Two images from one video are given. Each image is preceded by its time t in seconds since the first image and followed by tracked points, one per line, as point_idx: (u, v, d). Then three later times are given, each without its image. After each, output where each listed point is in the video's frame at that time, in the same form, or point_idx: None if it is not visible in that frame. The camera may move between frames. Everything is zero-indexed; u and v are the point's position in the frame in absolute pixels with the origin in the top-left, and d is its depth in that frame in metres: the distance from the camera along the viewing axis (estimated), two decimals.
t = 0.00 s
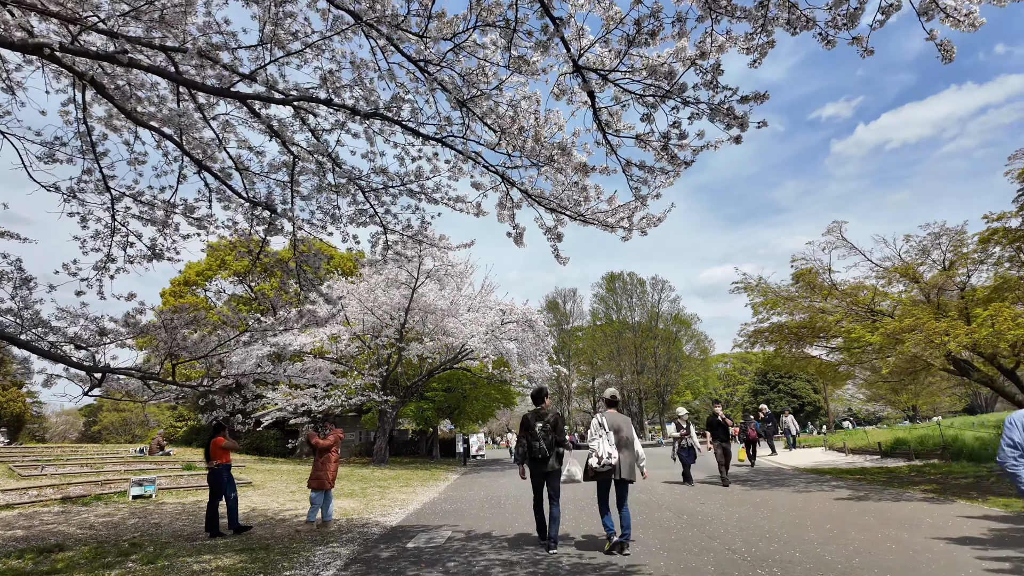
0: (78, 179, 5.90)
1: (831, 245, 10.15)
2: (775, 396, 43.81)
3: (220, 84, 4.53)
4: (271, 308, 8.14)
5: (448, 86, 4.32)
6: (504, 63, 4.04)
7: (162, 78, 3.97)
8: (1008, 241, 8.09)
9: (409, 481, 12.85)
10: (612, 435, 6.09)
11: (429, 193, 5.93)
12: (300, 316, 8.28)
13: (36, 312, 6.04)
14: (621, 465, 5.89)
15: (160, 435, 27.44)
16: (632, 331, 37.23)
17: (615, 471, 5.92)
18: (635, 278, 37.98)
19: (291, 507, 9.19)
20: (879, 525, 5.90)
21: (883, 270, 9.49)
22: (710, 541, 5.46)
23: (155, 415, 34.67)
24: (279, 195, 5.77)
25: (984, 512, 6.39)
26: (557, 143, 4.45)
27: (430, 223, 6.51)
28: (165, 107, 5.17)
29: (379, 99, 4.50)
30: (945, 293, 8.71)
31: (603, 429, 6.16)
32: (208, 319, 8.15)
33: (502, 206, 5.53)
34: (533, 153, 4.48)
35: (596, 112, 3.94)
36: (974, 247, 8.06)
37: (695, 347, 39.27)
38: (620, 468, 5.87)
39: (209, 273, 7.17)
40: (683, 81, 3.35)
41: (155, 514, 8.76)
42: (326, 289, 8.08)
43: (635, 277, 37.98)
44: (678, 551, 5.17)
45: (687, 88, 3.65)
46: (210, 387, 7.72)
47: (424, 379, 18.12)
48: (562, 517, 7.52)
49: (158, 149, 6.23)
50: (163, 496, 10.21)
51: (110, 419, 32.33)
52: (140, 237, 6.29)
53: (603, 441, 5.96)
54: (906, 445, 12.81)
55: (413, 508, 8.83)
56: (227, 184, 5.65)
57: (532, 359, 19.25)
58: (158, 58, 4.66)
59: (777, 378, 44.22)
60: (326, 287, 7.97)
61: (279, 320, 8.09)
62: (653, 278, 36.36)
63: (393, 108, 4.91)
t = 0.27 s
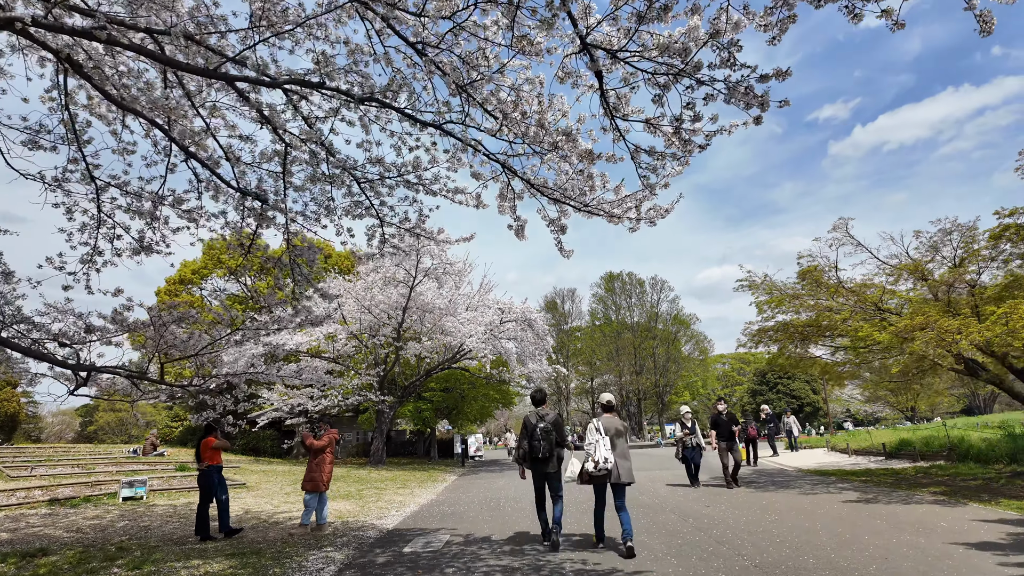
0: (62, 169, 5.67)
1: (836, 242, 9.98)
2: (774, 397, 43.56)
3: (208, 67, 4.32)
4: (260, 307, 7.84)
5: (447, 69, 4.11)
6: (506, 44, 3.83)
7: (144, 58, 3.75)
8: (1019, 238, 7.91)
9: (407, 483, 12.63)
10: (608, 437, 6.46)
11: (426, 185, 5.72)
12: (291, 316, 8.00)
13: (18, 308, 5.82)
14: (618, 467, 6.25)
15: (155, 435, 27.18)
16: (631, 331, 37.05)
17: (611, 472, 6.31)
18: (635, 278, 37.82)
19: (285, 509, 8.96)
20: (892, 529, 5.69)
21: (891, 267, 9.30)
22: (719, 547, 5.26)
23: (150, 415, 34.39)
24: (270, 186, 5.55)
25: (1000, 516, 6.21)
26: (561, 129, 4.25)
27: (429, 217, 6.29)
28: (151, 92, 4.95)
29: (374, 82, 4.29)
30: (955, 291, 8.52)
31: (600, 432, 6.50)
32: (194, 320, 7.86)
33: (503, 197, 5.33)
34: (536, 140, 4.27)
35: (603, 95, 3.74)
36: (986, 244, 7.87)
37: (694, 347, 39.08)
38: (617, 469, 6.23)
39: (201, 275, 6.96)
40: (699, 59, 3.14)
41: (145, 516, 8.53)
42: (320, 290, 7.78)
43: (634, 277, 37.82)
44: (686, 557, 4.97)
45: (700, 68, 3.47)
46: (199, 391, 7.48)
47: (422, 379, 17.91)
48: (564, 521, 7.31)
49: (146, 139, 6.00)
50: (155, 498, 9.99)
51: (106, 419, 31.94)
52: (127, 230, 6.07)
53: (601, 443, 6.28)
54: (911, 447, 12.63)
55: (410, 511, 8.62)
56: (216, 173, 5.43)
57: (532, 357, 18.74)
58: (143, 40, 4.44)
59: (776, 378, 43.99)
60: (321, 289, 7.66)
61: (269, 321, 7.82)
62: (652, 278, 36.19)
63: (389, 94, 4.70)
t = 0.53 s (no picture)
0: (48, 157, 5.46)
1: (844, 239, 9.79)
2: (773, 397, 43.36)
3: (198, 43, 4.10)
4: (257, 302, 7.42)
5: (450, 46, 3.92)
6: (513, 19, 3.63)
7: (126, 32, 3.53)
8: None
9: (405, 484, 12.41)
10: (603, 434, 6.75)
11: (426, 174, 5.50)
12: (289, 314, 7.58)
13: None
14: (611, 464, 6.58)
15: (149, 436, 26.90)
16: (629, 331, 36.87)
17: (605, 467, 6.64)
18: (634, 278, 37.64)
19: (280, 511, 8.73)
20: (910, 535, 5.50)
21: (900, 265, 9.13)
22: (729, 552, 5.06)
23: (147, 415, 34.14)
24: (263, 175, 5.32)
25: (1017, 520, 6.02)
26: (568, 113, 4.04)
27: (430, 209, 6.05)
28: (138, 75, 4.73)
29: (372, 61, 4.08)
30: (966, 289, 8.33)
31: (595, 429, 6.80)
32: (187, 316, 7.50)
33: (506, 187, 5.12)
34: (543, 124, 4.06)
35: (615, 75, 3.54)
36: (999, 240, 7.70)
37: (693, 347, 38.91)
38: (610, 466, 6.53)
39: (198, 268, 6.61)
40: (721, 32, 2.94)
41: (136, 519, 8.30)
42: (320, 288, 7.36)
43: (633, 277, 37.64)
44: (695, 563, 4.77)
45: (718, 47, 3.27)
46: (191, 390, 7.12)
47: (420, 378, 17.70)
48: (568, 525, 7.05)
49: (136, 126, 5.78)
50: (146, 499, 9.76)
51: (101, 419, 31.60)
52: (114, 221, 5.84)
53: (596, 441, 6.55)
54: (916, 448, 12.44)
55: (408, 513, 8.41)
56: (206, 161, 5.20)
57: (531, 357, 18.60)
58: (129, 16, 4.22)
59: (774, 378, 43.80)
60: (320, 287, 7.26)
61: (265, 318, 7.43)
62: (650, 278, 36.03)
63: (388, 77, 4.49)
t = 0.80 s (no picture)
0: (31, 146, 5.22)
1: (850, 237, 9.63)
2: (770, 398, 43.18)
3: (185, 22, 3.88)
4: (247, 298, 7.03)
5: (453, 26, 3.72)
6: None
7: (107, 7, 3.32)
8: None
9: (401, 486, 12.18)
10: (608, 438, 6.57)
11: (426, 166, 5.30)
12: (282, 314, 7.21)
13: None
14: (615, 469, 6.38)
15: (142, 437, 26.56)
16: (627, 332, 36.65)
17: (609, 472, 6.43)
18: (632, 278, 37.43)
19: (273, 515, 8.49)
20: (927, 541, 5.31)
21: (908, 263, 8.95)
22: (742, 560, 4.85)
23: (141, 417, 33.77)
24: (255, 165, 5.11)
25: None
26: (576, 99, 3.85)
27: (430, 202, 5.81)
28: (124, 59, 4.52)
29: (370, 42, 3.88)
30: (977, 288, 8.15)
31: (600, 432, 6.65)
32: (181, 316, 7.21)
33: (509, 180, 4.91)
34: (550, 110, 3.87)
35: (628, 55, 3.34)
36: (1012, 238, 7.51)
37: (692, 348, 38.73)
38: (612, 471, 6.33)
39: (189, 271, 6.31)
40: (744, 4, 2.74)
41: (124, 523, 8.05)
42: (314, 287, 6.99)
43: (631, 278, 37.43)
44: (707, 572, 4.56)
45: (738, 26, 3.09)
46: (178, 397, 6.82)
47: (417, 379, 17.47)
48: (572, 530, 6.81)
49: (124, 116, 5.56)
50: (136, 503, 9.50)
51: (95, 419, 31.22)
52: (101, 214, 5.61)
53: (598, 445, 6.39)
54: (921, 451, 12.26)
55: (405, 517, 8.18)
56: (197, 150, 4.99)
57: (530, 358, 18.37)
58: None
59: (772, 380, 43.62)
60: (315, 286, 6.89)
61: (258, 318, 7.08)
62: (649, 279, 35.82)
63: (387, 62, 4.29)
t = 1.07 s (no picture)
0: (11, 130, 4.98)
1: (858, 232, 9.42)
2: (769, 398, 42.98)
3: None
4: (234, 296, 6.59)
5: None
6: None
7: None
8: None
9: (399, 487, 11.96)
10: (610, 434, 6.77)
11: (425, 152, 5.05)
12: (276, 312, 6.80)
13: None
14: (617, 462, 6.56)
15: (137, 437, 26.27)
16: (626, 332, 36.46)
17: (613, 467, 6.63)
18: (631, 278, 37.22)
19: (267, 516, 8.27)
20: (945, 544, 5.10)
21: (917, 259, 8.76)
22: (755, 564, 4.65)
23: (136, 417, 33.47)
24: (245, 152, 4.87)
25: None
26: (584, 76, 3.63)
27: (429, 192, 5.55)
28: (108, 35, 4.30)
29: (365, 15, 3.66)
30: (989, 283, 7.95)
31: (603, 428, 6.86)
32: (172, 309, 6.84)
33: (512, 167, 4.71)
34: (556, 88, 3.66)
35: (641, 26, 3.14)
36: None
37: (691, 348, 38.53)
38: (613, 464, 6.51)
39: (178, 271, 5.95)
40: None
41: (113, 524, 7.81)
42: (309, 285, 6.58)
43: (630, 277, 37.22)
44: None
45: None
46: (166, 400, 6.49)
47: (415, 378, 17.25)
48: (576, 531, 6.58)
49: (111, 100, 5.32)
50: (127, 504, 9.26)
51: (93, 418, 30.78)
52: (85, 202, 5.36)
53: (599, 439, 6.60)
54: (926, 450, 12.08)
55: (402, 519, 7.95)
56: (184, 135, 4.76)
57: (529, 357, 18.14)
58: None
59: (771, 380, 43.37)
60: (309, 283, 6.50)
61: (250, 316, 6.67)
62: (648, 278, 35.62)
63: (384, 39, 4.08)
